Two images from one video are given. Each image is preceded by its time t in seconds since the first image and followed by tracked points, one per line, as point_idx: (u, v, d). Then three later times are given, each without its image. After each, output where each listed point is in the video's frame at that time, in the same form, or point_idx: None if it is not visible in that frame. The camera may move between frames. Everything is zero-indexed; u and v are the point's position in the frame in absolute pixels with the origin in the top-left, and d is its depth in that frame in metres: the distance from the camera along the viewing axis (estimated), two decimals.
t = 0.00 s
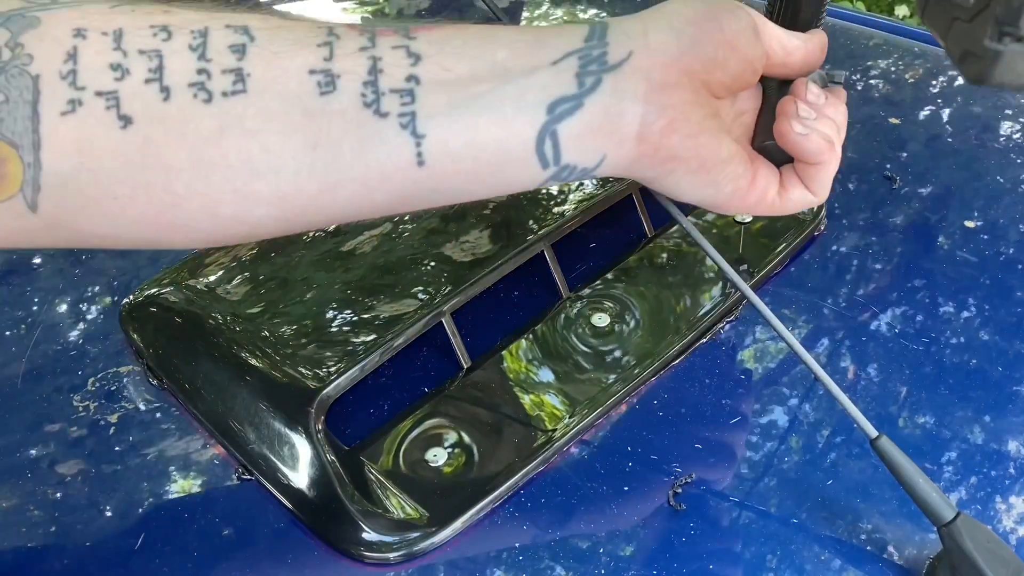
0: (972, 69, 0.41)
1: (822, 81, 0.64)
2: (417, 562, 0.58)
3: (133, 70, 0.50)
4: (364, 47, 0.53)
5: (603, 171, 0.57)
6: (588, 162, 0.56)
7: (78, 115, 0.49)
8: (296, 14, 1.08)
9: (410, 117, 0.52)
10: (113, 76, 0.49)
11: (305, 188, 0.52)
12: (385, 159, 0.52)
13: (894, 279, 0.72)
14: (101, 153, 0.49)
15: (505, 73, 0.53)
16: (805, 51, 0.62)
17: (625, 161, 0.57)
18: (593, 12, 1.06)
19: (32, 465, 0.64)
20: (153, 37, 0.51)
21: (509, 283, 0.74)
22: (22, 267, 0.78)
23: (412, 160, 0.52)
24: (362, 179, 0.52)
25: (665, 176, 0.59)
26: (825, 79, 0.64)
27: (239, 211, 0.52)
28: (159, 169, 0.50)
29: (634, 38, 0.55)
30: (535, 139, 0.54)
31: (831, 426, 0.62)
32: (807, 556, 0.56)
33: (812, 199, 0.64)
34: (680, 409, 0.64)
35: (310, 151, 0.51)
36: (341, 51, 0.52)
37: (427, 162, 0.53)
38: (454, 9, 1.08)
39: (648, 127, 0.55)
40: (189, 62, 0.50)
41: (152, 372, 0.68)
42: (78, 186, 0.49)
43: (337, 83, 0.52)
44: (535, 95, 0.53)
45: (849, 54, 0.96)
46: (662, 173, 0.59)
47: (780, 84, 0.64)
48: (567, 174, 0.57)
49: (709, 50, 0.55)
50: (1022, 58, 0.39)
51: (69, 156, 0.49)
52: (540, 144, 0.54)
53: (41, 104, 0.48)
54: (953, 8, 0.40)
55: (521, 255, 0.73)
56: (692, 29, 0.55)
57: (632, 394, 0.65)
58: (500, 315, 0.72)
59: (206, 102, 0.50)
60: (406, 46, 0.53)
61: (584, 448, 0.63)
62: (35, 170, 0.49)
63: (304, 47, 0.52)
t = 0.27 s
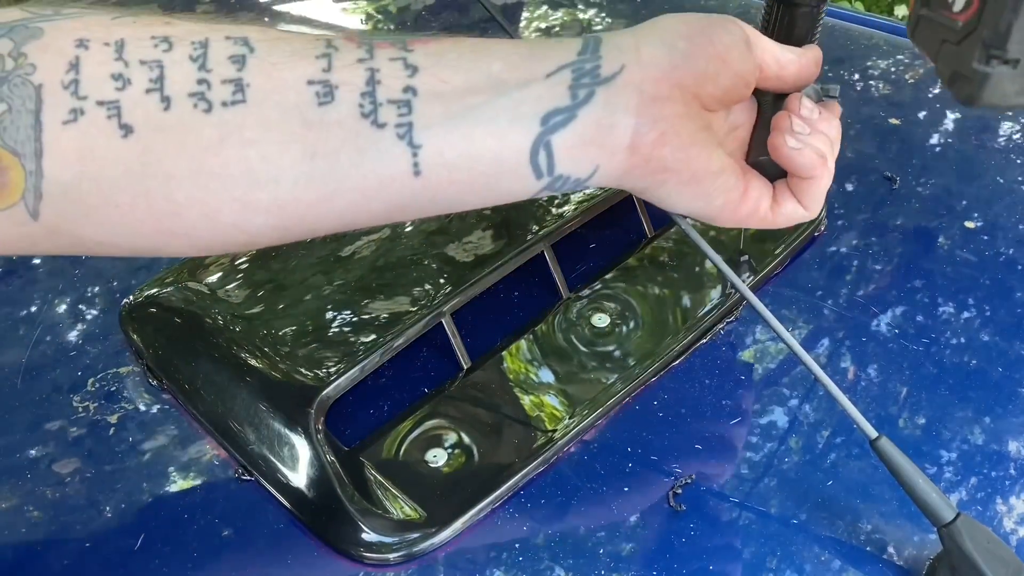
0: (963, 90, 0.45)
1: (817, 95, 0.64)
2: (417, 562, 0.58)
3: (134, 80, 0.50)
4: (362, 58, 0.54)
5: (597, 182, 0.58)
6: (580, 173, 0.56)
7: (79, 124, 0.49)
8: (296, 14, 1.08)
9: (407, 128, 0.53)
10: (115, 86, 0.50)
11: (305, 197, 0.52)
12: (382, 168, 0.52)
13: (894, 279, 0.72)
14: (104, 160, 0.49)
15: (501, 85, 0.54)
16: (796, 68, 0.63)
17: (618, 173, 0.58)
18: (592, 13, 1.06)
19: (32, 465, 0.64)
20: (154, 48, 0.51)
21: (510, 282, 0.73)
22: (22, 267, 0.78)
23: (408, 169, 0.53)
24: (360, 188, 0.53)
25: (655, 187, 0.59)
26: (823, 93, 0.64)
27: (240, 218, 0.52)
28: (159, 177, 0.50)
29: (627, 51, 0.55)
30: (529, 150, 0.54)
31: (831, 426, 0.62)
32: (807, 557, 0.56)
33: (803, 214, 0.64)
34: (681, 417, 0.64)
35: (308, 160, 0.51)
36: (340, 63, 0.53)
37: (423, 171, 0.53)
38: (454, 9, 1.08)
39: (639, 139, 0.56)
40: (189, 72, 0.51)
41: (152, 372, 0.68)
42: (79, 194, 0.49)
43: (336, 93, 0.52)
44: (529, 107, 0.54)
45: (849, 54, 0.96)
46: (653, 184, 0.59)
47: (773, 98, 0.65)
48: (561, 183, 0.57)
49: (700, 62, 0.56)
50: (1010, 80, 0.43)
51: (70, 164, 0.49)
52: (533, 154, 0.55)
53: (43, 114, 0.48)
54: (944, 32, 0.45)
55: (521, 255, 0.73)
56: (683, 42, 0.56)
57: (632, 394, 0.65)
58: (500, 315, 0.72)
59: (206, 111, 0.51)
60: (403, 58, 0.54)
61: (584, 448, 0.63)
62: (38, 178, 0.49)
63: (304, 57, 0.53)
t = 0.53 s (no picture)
0: (971, 132, 0.42)
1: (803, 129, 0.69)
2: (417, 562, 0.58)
3: (159, 70, 0.50)
4: (390, 49, 0.53)
5: (629, 177, 0.56)
6: (614, 164, 0.54)
7: (102, 114, 0.49)
8: (295, 13, 1.08)
9: (437, 115, 0.51)
10: (139, 75, 0.50)
11: (332, 184, 0.51)
12: (411, 156, 0.51)
13: (894, 278, 0.71)
14: (123, 152, 0.49)
15: (532, 74, 0.53)
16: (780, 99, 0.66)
17: (652, 168, 0.55)
18: (593, 12, 1.05)
19: (32, 464, 0.64)
20: (179, 40, 0.51)
21: (510, 282, 0.74)
22: (21, 266, 0.78)
23: (438, 155, 0.51)
24: (387, 175, 0.52)
25: (681, 185, 0.56)
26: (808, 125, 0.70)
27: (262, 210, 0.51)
28: (183, 167, 0.49)
29: (657, 47, 0.55)
30: (561, 139, 0.53)
31: (831, 425, 0.62)
32: (807, 556, 0.56)
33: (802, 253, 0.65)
34: (682, 419, 0.63)
35: (337, 147, 0.51)
36: (367, 53, 0.53)
37: (454, 157, 0.52)
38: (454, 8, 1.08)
39: (675, 131, 0.54)
40: (215, 62, 0.51)
41: (152, 372, 0.68)
42: (100, 187, 0.49)
43: (364, 81, 0.52)
44: (564, 94, 0.52)
45: (849, 53, 0.96)
46: (683, 180, 0.56)
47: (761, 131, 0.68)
48: (593, 176, 0.55)
49: (723, 64, 0.56)
50: (1015, 124, 0.40)
51: (92, 156, 0.48)
52: (567, 142, 0.53)
53: (65, 106, 0.48)
54: (945, 76, 0.42)
55: (520, 255, 0.73)
56: (709, 43, 0.56)
57: (632, 394, 0.65)
58: (500, 314, 0.72)
59: (232, 99, 0.50)
60: (431, 49, 0.53)
61: (584, 447, 0.63)
62: (57, 170, 0.48)
63: (331, 49, 0.53)
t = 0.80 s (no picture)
0: (965, 129, 0.42)
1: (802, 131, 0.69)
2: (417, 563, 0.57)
3: (168, 79, 0.50)
4: (399, 58, 0.53)
5: (638, 187, 0.55)
6: (623, 174, 0.54)
7: (112, 123, 0.49)
8: (295, 14, 1.08)
9: (447, 125, 0.51)
10: (149, 84, 0.50)
11: (343, 194, 0.51)
12: (420, 166, 0.51)
13: (894, 278, 0.71)
14: (132, 160, 0.49)
15: (540, 86, 0.53)
16: (778, 100, 0.64)
17: (660, 178, 0.55)
18: (592, 12, 1.06)
19: (32, 464, 0.64)
20: (188, 49, 0.51)
21: (510, 283, 0.74)
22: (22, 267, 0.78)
23: (448, 166, 0.52)
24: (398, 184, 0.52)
25: (688, 194, 0.56)
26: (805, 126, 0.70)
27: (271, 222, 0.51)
28: (193, 174, 0.49)
29: (664, 57, 0.55)
30: (572, 149, 0.53)
31: (832, 425, 0.62)
32: (808, 556, 0.56)
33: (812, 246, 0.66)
34: (682, 420, 0.63)
35: (347, 156, 0.51)
36: (377, 62, 0.52)
37: (464, 168, 0.52)
38: (454, 9, 1.08)
39: (682, 141, 0.54)
40: (224, 71, 0.51)
41: (152, 372, 0.68)
42: (109, 193, 0.49)
43: (373, 90, 0.52)
44: (572, 106, 0.52)
45: (848, 53, 0.96)
46: (689, 189, 0.56)
47: (757, 134, 0.67)
48: (601, 186, 0.55)
49: (729, 75, 0.57)
50: (1008, 118, 0.40)
51: (100, 164, 0.48)
52: (577, 152, 0.53)
53: (75, 114, 0.48)
54: (937, 73, 0.43)
55: (520, 257, 0.73)
56: (716, 53, 0.56)
57: (631, 395, 0.65)
58: (500, 315, 0.72)
59: (242, 108, 0.50)
60: (440, 58, 0.53)
61: (584, 447, 0.63)
62: (67, 179, 0.48)
63: (339, 57, 0.53)
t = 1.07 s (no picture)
0: (926, 146, 0.48)
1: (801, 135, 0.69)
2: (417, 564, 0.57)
3: (170, 81, 0.50)
4: (403, 64, 0.53)
5: (639, 197, 0.56)
6: (625, 184, 0.54)
7: (112, 125, 0.49)
8: (295, 14, 1.08)
9: (452, 132, 0.51)
10: (150, 87, 0.50)
11: (344, 199, 0.51)
12: (423, 172, 0.51)
13: (895, 278, 0.71)
14: (132, 162, 0.49)
15: (544, 93, 0.53)
16: (780, 107, 0.64)
17: (662, 189, 0.55)
18: (593, 12, 1.05)
19: (32, 464, 0.64)
20: (189, 51, 0.51)
21: (511, 284, 0.74)
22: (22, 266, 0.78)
23: (451, 173, 0.52)
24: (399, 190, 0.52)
25: (689, 204, 0.57)
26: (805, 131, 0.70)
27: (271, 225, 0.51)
28: (194, 178, 0.49)
29: (669, 66, 0.55)
30: (575, 160, 0.53)
31: (833, 425, 0.62)
32: (808, 556, 0.56)
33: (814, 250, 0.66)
34: (682, 422, 0.63)
35: (349, 163, 0.51)
36: (380, 68, 0.52)
37: (467, 176, 0.52)
38: (454, 9, 1.08)
39: (685, 153, 0.54)
40: (226, 74, 0.51)
41: (152, 372, 0.68)
42: (109, 196, 0.49)
43: (377, 96, 0.51)
44: (578, 114, 0.52)
45: (849, 54, 0.96)
46: (691, 200, 0.56)
47: (757, 139, 0.67)
48: (603, 195, 0.55)
49: (734, 83, 0.56)
50: (966, 136, 0.46)
51: (101, 166, 0.48)
52: (579, 163, 0.53)
53: (74, 115, 0.48)
54: (902, 92, 0.48)
55: (520, 257, 0.73)
56: (722, 62, 0.55)
57: (632, 396, 0.65)
58: (500, 315, 0.72)
59: (244, 111, 0.50)
60: (443, 65, 0.53)
61: (584, 448, 0.63)
62: (66, 181, 0.49)
63: (343, 62, 0.52)
